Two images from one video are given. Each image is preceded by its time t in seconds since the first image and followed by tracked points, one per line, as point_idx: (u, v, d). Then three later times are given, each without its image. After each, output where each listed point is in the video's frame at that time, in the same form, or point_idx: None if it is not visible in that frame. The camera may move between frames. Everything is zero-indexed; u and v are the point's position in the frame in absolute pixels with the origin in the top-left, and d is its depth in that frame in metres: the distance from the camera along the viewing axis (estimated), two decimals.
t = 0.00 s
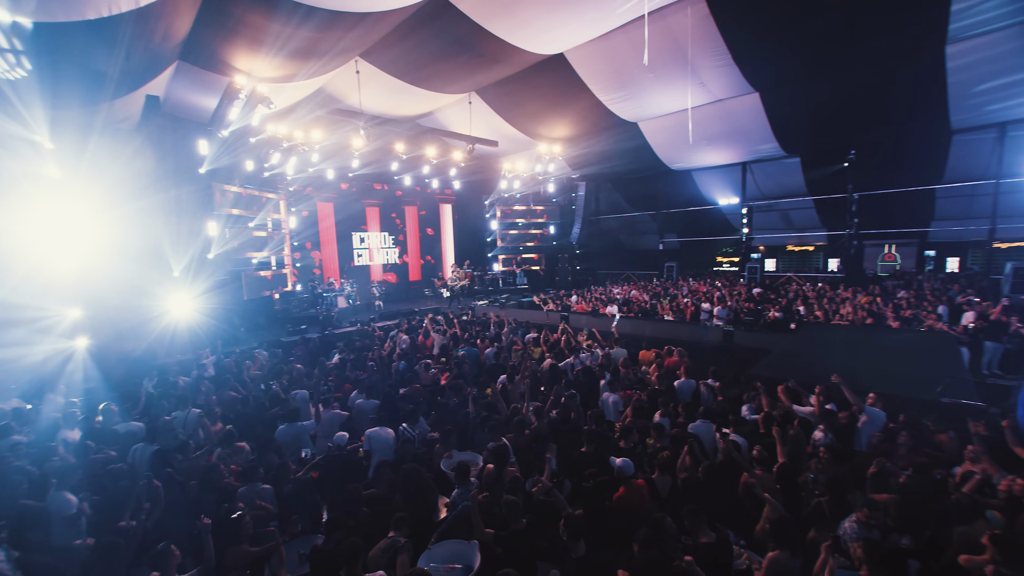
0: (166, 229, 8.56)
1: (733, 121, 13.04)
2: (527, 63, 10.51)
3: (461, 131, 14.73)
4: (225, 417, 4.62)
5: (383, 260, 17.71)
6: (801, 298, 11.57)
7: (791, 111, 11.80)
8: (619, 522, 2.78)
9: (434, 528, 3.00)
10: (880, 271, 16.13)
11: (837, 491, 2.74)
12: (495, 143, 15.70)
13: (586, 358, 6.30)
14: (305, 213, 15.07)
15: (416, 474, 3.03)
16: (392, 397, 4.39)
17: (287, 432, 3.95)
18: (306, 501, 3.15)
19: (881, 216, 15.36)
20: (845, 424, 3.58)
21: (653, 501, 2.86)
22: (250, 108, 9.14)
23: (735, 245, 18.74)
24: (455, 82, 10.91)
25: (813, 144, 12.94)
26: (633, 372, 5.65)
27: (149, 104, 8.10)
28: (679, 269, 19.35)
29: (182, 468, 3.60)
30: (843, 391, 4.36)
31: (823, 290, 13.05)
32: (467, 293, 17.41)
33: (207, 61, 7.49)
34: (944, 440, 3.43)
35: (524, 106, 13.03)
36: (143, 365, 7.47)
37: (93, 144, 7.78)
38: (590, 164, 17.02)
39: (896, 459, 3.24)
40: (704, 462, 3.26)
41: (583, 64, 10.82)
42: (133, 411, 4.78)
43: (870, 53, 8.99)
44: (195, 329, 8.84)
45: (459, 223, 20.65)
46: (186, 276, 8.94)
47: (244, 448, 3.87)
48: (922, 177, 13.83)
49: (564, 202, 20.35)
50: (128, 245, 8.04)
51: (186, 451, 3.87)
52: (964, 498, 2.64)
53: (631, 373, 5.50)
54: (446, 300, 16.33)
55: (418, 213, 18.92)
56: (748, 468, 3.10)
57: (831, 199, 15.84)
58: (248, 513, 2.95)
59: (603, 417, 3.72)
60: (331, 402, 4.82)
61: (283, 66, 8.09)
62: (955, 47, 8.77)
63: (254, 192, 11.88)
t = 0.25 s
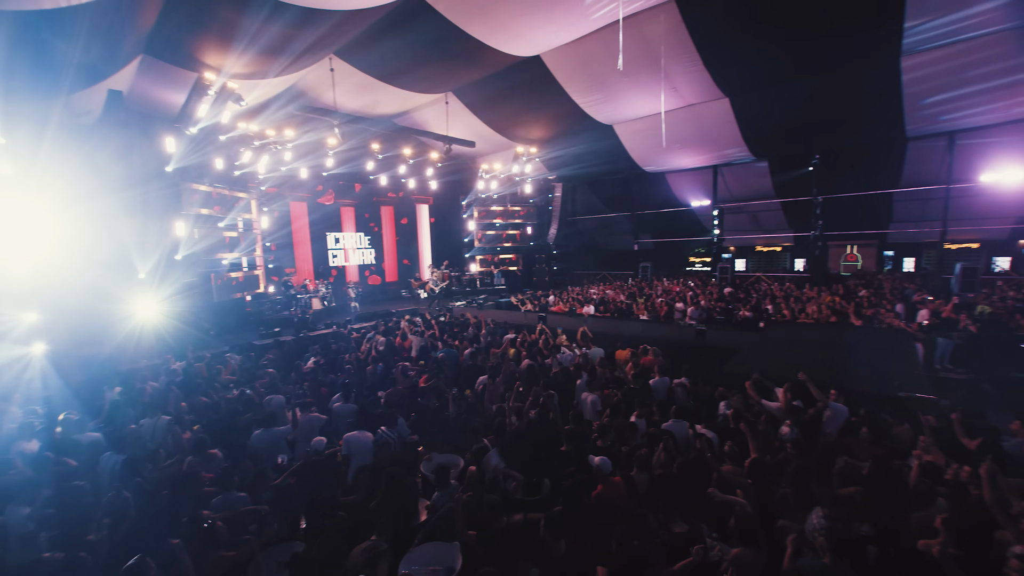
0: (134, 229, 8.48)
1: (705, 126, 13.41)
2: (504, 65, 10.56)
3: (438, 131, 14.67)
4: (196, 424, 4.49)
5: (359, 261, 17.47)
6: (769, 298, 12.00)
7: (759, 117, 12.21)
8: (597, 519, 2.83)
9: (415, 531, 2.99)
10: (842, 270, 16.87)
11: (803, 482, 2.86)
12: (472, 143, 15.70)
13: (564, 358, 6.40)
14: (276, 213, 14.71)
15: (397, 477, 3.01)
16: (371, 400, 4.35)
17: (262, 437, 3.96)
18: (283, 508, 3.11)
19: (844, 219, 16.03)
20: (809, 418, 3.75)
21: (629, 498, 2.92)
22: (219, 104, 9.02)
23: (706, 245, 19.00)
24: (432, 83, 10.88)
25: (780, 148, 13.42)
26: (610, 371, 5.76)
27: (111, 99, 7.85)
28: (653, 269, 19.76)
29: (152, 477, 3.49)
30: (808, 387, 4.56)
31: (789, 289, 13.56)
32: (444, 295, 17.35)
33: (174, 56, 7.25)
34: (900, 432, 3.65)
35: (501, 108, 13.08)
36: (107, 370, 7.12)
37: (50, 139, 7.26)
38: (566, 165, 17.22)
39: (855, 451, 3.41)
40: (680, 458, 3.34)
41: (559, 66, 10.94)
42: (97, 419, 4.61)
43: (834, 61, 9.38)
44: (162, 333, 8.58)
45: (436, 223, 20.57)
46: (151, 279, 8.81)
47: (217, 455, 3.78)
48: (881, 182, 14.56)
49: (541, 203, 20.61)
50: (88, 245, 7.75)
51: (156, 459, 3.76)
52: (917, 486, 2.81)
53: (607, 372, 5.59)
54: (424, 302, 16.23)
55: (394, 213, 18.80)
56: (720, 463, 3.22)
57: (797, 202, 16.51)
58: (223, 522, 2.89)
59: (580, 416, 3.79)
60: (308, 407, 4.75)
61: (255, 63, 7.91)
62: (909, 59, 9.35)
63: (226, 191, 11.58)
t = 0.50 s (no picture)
0: (89, 228, 8.17)
1: (674, 129, 13.74)
2: (476, 65, 10.53)
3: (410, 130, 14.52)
4: (155, 432, 4.30)
5: (329, 261, 17.09)
6: (736, 297, 12.39)
7: (725, 122, 12.59)
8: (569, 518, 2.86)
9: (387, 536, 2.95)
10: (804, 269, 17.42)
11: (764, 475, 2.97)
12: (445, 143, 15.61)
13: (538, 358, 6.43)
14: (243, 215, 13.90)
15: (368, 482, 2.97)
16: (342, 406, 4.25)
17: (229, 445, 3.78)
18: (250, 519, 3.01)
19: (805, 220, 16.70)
20: (772, 414, 3.89)
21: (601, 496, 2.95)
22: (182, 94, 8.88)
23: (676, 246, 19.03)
24: (404, 82, 10.75)
25: (745, 152, 13.88)
26: (583, 371, 5.80)
27: (61, 90, 7.55)
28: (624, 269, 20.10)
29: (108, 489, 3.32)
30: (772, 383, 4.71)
31: (754, 289, 14.02)
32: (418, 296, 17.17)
33: (130, 47, 6.93)
34: (857, 424, 3.83)
35: (474, 108, 13.05)
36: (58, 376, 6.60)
37: None
38: (539, 166, 17.33)
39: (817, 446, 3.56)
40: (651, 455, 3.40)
41: (531, 68, 10.99)
42: (46, 429, 4.35)
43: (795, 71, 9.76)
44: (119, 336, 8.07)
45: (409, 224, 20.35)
46: (107, 282, 8.42)
47: (179, 465, 3.62)
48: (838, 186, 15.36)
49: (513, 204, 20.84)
50: (35, 245, 7.39)
51: (111, 473, 3.56)
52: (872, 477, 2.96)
53: (581, 372, 5.62)
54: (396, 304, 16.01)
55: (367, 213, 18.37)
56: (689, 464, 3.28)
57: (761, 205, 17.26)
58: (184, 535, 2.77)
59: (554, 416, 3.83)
60: (276, 413, 4.61)
61: (218, 56, 7.66)
62: (861, 67, 10.22)
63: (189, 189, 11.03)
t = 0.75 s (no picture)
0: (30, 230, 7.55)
1: (642, 133, 14.03)
2: (446, 64, 10.46)
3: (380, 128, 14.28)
4: (105, 443, 4.06)
5: (295, 262, 16.61)
6: (701, 297, 12.75)
7: (690, 126, 12.95)
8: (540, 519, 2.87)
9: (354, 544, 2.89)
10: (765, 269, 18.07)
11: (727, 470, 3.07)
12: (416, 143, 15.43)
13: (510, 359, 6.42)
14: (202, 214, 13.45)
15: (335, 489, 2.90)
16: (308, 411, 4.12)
17: (187, 456, 3.58)
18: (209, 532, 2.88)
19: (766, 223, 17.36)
20: (736, 410, 4.02)
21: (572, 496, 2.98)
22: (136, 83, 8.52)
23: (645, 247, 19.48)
24: (373, 80, 10.57)
25: (709, 156, 14.31)
26: (556, 371, 5.83)
27: None
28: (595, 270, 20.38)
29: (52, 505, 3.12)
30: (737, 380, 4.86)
31: (719, 289, 14.48)
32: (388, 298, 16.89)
33: (78, 35, 6.55)
34: (815, 419, 4.00)
35: (444, 108, 12.96)
36: None
37: None
38: (510, 167, 17.37)
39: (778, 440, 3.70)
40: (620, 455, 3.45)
41: (501, 70, 10.99)
42: None
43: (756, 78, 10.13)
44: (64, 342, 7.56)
45: (379, 224, 20.01)
46: (50, 286, 7.80)
47: (131, 478, 3.43)
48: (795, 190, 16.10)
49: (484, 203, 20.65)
50: None
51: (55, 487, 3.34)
52: (828, 469, 3.09)
53: (553, 372, 5.65)
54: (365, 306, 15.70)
55: (334, 213, 18.02)
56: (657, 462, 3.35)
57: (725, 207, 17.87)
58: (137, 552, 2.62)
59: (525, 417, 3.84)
60: (238, 420, 4.44)
61: (174, 47, 7.35)
62: (817, 78, 10.74)
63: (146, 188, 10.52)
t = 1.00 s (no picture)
0: None
1: (609, 137, 14.26)
2: (415, 63, 10.33)
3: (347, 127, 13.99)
4: (46, 460, 3.77)
5: (257, 264, 16.01)
6: (667, 298, 13.08)
7: (656, 130, 13.26)
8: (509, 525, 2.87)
9: (318, 558, 2.80)
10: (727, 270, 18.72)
11: (690, 470, 3.15)
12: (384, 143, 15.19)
13: (479, 362, 6.41)
14: (157, 213, 12.80)
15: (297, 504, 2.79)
16: (271, 418, 3.97)
17: (139, 469, 3.38)
18: (159, 553, 2.70)
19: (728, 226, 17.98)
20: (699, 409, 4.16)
21: (543, 501, 2.99)
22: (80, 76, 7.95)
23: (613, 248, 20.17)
24: (339, 76, 10.33)
25: (674, 160, 14.71)
26: (525, 373, 5.84)
27: None
28: (564, 271, 20.62)
29: None
30: (701, 379, 5.00)
31: (684, 290, 14.91)
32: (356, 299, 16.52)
33: (14, 18, 6.11)
34: (773, 416, 4.16)
35: (412, 107, 12.80)
36: None
37: None
38: (480, 168, 17.37)
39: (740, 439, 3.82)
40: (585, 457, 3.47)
41: (470, 70, 10.92)
42: None
43: (719, 83, 10.47)
44: None
45: (345, 225, 19.60)
46: None
47: (73, 498, 3.19)
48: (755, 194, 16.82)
49: (454, 204, 20.68)
50: None
51: None
52: (783, 465, 3.24)
53: (522, 375, 5.66)
54: (332, 308, 15.31)
55: (299, 213, 17.54)
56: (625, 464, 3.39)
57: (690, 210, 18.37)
58: None
59: (496, 422, 3.84)
60: (194, 431, 4.22)
61: (124, 37, 6.97)
62: (774, 87, 11.22)
63: (89, 184, 9.91)
